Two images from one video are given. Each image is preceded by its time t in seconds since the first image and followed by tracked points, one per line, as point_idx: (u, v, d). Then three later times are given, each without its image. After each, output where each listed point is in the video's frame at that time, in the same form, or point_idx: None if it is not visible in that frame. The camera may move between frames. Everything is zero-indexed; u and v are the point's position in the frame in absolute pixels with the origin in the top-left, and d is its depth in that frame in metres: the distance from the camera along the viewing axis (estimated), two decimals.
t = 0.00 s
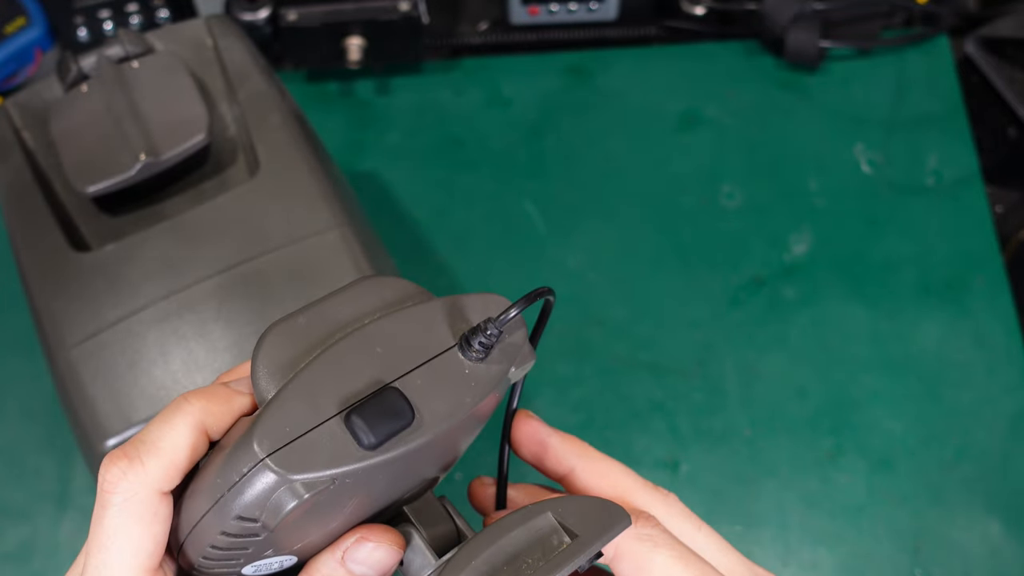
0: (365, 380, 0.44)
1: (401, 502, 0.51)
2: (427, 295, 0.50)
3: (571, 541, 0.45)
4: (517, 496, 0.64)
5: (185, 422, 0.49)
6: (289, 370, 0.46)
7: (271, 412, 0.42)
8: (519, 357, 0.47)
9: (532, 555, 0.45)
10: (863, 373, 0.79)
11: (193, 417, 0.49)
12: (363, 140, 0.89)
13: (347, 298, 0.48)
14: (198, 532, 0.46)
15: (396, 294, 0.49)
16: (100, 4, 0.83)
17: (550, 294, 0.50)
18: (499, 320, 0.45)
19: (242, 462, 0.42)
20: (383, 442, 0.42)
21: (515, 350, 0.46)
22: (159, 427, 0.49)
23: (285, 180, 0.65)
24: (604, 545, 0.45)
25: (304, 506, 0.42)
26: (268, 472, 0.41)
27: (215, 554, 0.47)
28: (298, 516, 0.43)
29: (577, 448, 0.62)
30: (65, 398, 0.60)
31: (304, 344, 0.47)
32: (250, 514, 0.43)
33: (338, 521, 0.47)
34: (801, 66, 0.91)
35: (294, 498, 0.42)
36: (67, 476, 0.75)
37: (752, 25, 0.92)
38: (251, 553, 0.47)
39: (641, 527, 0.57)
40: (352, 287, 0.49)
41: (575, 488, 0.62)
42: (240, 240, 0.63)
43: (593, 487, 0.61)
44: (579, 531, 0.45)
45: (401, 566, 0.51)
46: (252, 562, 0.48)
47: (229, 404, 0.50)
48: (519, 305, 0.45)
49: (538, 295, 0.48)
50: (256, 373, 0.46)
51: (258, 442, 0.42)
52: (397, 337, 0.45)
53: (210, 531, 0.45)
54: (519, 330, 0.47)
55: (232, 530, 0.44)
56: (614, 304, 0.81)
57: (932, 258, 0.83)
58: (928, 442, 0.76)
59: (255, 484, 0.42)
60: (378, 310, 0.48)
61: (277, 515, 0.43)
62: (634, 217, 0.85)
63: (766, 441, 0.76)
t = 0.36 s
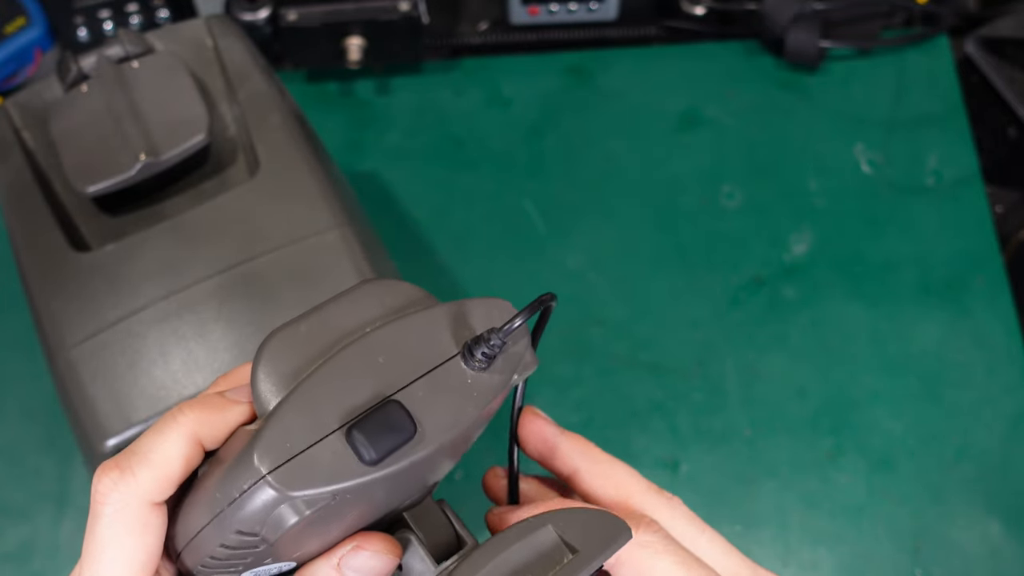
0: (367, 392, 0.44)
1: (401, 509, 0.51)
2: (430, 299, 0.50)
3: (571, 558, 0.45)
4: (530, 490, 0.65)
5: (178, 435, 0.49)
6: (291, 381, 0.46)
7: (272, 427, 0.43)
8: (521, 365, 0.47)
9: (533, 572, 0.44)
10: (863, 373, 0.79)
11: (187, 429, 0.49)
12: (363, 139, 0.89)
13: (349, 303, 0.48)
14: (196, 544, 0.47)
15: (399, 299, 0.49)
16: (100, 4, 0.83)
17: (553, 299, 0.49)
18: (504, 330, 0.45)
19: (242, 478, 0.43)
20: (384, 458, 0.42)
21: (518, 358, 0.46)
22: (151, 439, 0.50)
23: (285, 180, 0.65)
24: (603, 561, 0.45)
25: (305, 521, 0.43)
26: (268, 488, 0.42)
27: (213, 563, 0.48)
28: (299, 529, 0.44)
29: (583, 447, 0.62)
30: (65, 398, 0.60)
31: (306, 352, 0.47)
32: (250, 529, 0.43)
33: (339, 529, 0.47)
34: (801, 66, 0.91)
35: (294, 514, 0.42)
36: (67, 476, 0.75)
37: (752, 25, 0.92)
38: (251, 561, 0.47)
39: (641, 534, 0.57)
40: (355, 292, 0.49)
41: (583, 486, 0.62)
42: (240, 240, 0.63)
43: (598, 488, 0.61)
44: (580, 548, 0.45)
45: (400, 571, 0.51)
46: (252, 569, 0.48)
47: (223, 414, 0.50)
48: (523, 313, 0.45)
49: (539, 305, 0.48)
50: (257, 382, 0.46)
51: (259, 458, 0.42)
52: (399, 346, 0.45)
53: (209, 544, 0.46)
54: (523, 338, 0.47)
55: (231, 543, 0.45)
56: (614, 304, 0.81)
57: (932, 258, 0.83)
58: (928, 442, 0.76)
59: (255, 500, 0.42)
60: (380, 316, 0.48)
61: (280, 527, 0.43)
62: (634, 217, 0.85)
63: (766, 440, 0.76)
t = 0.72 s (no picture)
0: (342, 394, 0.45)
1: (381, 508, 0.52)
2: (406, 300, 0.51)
3: (544, 557, 0.46)
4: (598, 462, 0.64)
5: (155, 436, 0.50)
6: (264, 383, 0.47)
7: (247, 428, 0.44)
8: (499, 366, 0.48)
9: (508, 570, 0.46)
10: (863, 373, 0.79)
11: (163, 430, 0.50)
12: (363, 139, 0.89)
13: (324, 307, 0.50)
14: (173, 543, 0.48)
15: (374, 301, 0.50)
16: (101, 4, 0.82)
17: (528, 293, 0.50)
18: (478, 330, 0.45)
19: (217, 477, 0.44)
20: (357, 457, 0.43)
21: (495, 360, 0.47)
22: (128, 439, 0.52)
23: (285, 180, 0.65)
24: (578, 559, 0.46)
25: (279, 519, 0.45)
26: (241, 488, 0.43)
27: (194, 562, 0.48)
28: (273, 527, 0.45)
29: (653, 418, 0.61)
30: (65, 398, 0.60)
31: (282, 354, 0.48)
32: (225, 527, 0.45)
33: (316, 528, 0.49)
34: (801, 66, 0.91)
35: (268, 513, 0.44)
36: (67, 476, 0.75)
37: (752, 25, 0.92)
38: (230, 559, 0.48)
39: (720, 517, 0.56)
40: (333, 296, 0.50)
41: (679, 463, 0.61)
42: (240, 240, 0.63)
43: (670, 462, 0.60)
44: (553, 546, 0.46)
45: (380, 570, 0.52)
46: (231, 568, 0.50)
47: (199, 415, 0.51)
48: (498, 314, 0.46)
49: (520, 299, 0.49)
50: (234, 382, 0.48)
51: (234, 457, 0.43)
52: (374, 349, 0.46)
53: (186, 543, 0.46)
54: (500, 337, 0.48)
55: (208, 541, 0.46)
56: (614, 304, 0.81)
57: (932, 258, 0.83)
58: (928, 442, 0.76)
59: (228, 499, 0.44)
60: (355, 319, 0.49)
61: (252, 524, 0.44)
62: (634, 217, 0.85)
63: (766, 440, 0.76)
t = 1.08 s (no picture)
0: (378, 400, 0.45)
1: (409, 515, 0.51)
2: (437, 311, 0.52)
3: (574, 557, 0.46)
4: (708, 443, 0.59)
5: (190, 441, 0.51)
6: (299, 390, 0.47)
7: (286, 435, 0.44)
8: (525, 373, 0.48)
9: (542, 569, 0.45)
10: (863, 373, 0.79)
11: (197, 435, 0.51)
12: (363, 139, 0.89)
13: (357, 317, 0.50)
14: (208, 548, 0.48)
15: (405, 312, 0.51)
16: (100, 4, 0.82)
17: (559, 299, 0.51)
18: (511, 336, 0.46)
19: (257, 483, 0.44)
20: (393, 463, 0.43)
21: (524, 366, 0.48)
22: (162, 443, 0.52)
23: (285, 180, 0.65)
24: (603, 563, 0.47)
25: (317, 525, 0.45)
26: (280, 493, 0.44)
27: (226, 567, 0.49)
28: (310, 533, 0.45)
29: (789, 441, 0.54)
30: (65, 398, 0.60)
31: (315, 361, 0.48)
32: (262, 533, 0.45)
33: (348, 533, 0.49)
34: (801, 66, 0.91)
35: (307, 518, 0.44)
36: (68, 476, 0.75)
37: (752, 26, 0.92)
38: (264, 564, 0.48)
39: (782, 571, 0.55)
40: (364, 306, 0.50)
41: (617, 423, 0.58)
42: (240, 241, 0.63)
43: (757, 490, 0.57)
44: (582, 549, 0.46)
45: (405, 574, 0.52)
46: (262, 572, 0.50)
47: (232, 422, 0.52)
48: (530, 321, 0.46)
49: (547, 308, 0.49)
50: (269, 391, 0.48)
51: (271, 462, 0.44)
52: (406, 356, 0.46)
53: (222, 547, 0.47)
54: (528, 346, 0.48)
55: (243, 546, 0.46)
56: (614, 304, 0.81)
57: (932, 258, 0.83)
58: (928, 442, 0.76)
59: (268, 504, 0.44)
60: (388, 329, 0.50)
61: (291, 530, 0.45)
62: (635, 217, 0.85)
63: (766, 440, 0.76)
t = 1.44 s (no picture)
0: (351, 398, 0.45)
1: (387, 513, 0.51)
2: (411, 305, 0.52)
3: (552, 558, 0.44)
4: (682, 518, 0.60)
5: (158, 440, 0.51)
6: (272, 388, 0.47)
7: (257, 434, 0.44)
8: (503, 369, 0.48)
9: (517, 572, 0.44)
10: (863, 373, 0.79)
11: (166, 436, 0.51)
12: (363, 139, 0.89)
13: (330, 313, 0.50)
14: (181, 550, 0.48)
15: (380, 308, 0.51)
16: (101, 4, 0.82)
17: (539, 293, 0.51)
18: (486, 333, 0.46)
19: (226, 484, 0.44)
20: (366, 463, 0.43)
21: (500, 364, 0.48)
22: (132, 445, 0.53)
23: (285, 179, 0.65)
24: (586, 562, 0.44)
25: (289, 525, 0.45)
26: (251, 494, 0.43)
27: (201, 570, 0.49)
28: (282, 533, 0.45)
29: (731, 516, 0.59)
30: (65, 398, 0.60)
31: (288, 359, 0.48)
32: (234, 534, 0.45)
33: (324, 532, 0.49)
34: (801, 66, 0.91)
35: (278, 519, 0.44)
36: (67, 475, 0.75)
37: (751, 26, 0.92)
38: (239, 565, 0.48)
39: None
40: (339, 302, 0.50)
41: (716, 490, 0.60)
42: (240, 240, 0.63)
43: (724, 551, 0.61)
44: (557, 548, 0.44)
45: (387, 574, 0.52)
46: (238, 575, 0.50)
47: (204, 422, 0.51)
48: (506, 315, 0.46)
49: (525, 301, 0.49)
50: (242, 390, 0.48)
51: (242, 464, 0.43)
52: (380, 354, 0.46)
53: (194, 549, 0.47)
54: (505, 341, 0.48)
55: (216, 548, 0.46)
56: (614, 304, 0.81)
57: (932, 258, 0.83)
58: (928, 442, 0.76)
59: (238, 505, 0.44)
60: (361, 324, 0.49)
61: (263, 531, 0.45)
62: (634, 217, 0.85)
63: (766, 441, 0.76)
